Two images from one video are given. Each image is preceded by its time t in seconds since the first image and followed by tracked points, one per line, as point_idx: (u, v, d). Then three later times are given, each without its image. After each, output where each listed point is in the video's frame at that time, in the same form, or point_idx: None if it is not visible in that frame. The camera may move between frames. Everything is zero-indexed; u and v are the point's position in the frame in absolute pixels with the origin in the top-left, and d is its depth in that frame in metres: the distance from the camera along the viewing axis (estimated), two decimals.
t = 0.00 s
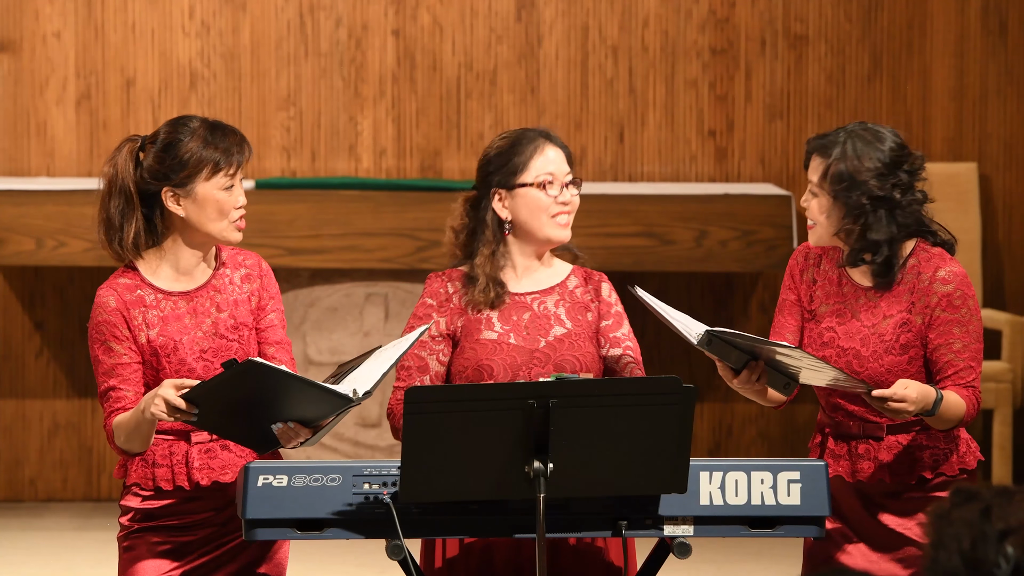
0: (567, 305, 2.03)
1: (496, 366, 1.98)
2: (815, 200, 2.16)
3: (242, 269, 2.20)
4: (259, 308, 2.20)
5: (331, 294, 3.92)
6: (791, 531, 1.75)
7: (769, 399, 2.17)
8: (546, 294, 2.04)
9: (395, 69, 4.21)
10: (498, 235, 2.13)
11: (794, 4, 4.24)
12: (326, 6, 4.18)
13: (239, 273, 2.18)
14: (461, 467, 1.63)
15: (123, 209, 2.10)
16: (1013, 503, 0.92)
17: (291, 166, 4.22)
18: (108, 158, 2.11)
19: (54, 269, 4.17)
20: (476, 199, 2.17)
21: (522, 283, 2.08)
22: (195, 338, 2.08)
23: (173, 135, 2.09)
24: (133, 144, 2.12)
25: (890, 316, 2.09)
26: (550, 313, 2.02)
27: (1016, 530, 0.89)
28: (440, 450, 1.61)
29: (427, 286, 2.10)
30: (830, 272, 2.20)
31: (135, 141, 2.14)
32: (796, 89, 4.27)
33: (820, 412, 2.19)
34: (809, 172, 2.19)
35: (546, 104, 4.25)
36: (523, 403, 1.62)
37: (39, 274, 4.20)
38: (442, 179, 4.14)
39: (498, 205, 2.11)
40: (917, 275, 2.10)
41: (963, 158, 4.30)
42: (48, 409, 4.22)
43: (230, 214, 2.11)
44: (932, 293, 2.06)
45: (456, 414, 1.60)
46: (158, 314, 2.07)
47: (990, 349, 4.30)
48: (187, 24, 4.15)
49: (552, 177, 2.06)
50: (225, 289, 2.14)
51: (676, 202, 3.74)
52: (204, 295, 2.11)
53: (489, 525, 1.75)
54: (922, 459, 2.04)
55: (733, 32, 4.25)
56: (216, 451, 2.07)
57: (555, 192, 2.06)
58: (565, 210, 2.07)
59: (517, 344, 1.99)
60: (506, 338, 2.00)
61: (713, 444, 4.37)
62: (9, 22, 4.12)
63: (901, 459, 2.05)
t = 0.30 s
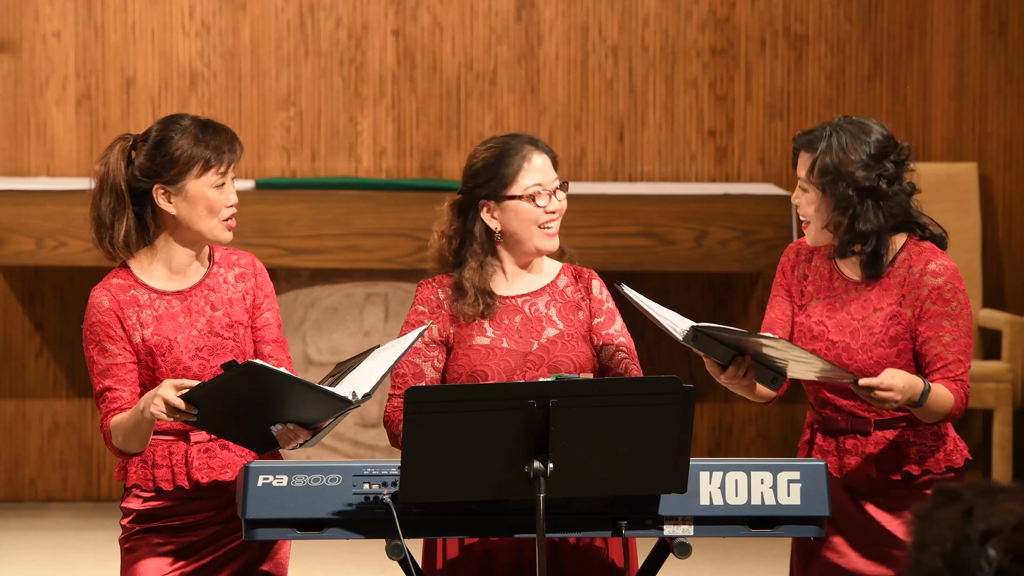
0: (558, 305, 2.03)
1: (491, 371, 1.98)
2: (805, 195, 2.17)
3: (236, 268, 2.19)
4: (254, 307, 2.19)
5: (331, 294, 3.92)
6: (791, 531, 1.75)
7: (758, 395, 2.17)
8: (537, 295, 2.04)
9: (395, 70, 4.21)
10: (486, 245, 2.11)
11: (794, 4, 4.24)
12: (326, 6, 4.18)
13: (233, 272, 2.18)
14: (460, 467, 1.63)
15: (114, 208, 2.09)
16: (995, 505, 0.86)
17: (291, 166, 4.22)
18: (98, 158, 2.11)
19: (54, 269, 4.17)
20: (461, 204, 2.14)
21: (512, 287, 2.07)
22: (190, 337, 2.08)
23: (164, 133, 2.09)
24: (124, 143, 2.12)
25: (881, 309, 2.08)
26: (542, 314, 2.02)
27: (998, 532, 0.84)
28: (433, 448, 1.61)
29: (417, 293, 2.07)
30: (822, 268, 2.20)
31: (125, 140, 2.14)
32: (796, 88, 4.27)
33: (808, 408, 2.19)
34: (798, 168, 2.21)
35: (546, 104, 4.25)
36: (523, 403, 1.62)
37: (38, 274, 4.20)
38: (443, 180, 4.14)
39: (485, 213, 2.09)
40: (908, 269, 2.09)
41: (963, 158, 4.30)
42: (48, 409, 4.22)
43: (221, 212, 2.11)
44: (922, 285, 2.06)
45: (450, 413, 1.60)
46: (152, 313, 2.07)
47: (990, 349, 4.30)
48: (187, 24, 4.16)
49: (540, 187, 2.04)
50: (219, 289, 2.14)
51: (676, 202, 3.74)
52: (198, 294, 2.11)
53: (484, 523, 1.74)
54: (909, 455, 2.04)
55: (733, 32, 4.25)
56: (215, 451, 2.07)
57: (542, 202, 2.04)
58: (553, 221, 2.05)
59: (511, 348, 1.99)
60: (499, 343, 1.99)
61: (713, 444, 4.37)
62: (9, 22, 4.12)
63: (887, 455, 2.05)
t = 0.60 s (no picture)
0: (551, 301, 2.03)
1: (490, 373, 1.98)
2: (815, 173, 2.14)
3: (233, 268, 2.19)
4: (251, 307, 2.19)
5: (330, 294, 3.92)
6: (792, 531, 1.75)
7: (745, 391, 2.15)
8: (530, 293, 2.03)
9: (395, 70, 4.21)
10: (480, 250, 2.10)
11: (794, 4, 4.24)
12: (326, 6, 4.18)
13: (230, 272, 2.18)
14: (460, 466, 1.63)
15: (109, 208, 2.10)
16: (966, 503, 0.95)
17: (291, 166, 4.22)
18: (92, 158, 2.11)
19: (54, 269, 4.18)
20: (448, 209, 2.14)
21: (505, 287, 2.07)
22: (187, 337, 2.07)
23: (158, 133, 2.10)
24: (117, 144, 2.12)
25: (875, 294, 2.09)
26: (536, 312, 2.02)
27: (970, 526, 0.94)
28: (433, 448, 1.61)
29: (411, 298, 2.08)
30: (808, 261, 2.20)
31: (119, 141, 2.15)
32: (796, 88, 4.27)
33: (792, 404, 2.17)
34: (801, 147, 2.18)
35: (546, 104, 4.25)
36: (523, 403, 1.62)
37: (38, 274, 4.20)
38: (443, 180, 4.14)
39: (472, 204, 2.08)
40: (901, 256, 2.10)
41: (963, 158, 4.29)
42: (48, 409, 4.22)
43: (215, 211, 2.11)
44: (918, 270, 2.06)
45: (449, 411, 1.60)
46: (149, 314, 2.06)
47: (990, 349, 4.30)
48: (187, 24, 4.15)
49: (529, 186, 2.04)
50: (217, 288, 2.14)
51: (676, 203, 3.75)
52: (195, 294, 2.11)
53: (484, 523, 1.74)
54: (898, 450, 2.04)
55: (733, 32, 4.25)
56: (215, 451, 2.07)
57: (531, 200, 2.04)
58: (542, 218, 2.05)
59: (509, 349, 1.99)
60: (497, 345, 1.99)
61: (713, 444, 4.37)
62: (9, 21, 4.12)
63: (875, 448, 2.05)
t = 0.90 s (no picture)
0: (543, 306, 2.02)
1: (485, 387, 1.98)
2: (830, 171, 2.13)
3: (248, 273, 2.12)
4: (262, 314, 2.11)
5: (331, 294, 3.93)
6: (792, 531, 1.74)
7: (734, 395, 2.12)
8: (520, 300, 2.02)
9: (395, 69, 4.21)
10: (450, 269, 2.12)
11: (794, 4, 4.24)
12: (326, 6, 4.18)
13: (244, 277, 2.11)
14: (461, 466, 1.63)
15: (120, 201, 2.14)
16: (949, 505, 0.95)
17: (291, 166, 4.22)
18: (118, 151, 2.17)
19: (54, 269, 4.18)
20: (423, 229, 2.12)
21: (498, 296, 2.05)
22: (186, 332, 2.02)
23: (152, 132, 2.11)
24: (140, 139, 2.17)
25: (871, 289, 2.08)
26: (529, 319, 2.01)
27: (956, 534, 0.94)
28: (433, 449, 1.61)
29: (404, 313, 2.10)
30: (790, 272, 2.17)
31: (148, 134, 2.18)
32: (796, 89, 4.27)
33: (783, 411, 2.14)
34: (800, 150, 2.15)
35: (546, 104, 4.25)
36: (523, 403, 1.62)
37: (39, 274, 4.20)
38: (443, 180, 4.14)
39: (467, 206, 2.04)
40: (888, 250, 2.11)
41: (963, 158, 4.29)
42: (48, 409, 4.22)
43: (192, 212, 2.06)
44: (909, 260, 2.07)
45: (447, 412, 1.60)
46: (150, 303, 2.03)
47: (990, 349, 4.30)
48: (187, 24, 4.16)
49: (481, 196, 2.04)
50: (225, 289, 2.08)
51: (675, 203, 3.75)
52: (201, 291, 2.06)
53: (484, 523, 1.74)
54: (905, 447, 2.04)
55: (733, 31, 4.25)
56: (202, 453, 2.04)
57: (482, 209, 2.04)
58: (507, 222, 2.04)
59: (502, 360, 1.99)
60: (489, 356, 1.99)
61: (713, 445, 4.37)
62: (9, 21, 4.12)
63: (884, 448, 2.04)
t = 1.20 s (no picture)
0: (551, 302, 2.01)
1: (478, 373, 1.97)
2: (832, 173, 2.13)
3: (261, 272, 2.11)
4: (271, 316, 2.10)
5: (331, 294, 3.92)
6: (792, 531, 1.74)
7: (747, 386, 2.09)
8: (530, 293, 2.01)
9: (395, 69, 4.21)
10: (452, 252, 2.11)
11: (794, 4, 4.24)
12: (326, 6, 4.18)
13: (256, 276, 2.10)
14: (461, 465, 1.63)
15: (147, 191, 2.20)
16: (970, 502, 0.91)
17: (291, 166, 4.22)
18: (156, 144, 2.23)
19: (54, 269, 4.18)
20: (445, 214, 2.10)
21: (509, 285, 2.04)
22: (190, 322, 2.01)
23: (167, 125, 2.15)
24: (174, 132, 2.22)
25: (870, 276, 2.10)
26: (533, 312, 1.99)
27: (976, 529, 0.89)
28: (433, 450, 1.61)
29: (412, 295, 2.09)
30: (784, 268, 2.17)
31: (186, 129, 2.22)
32: (796, 89, 4.27)
33: (791, 407, 2.13)
34: (800, 153, 2.14)
35: (546, 104, 4.25)
36: (523, 403, 1.62)
37: (39, 274, 4.20)
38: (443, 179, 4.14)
39: (478, 211, 2.01)
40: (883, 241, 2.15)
41: (963, 158, 4.29)
42: (48, 409, 4.22)
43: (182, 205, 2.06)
44: (906, 249, 2.12)
45: (446, 411, 1.60)
46: (157, 292, 2.02)
47: (990, 349, 4.30)
48: (187, 24, 4.16)
49: (473, 196, 2.01)
50: (235, 285, 2.07)
51: (675, 203, 3.75)
52: (209, 284, 2.05)
53: (484, 524, 1.75)
54: (912, 438, 2.04)
55: (733, 31, 4.25)
56: (194, 448, 2.01)
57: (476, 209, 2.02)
58: (494, 225, 2.01)
59: (499, 350, 1.97)
60: (487, 344, 1.98)
61: (714, 445, 4.37)
62: (9, 22, 4.13)
63: (892, 440, 2.04)
